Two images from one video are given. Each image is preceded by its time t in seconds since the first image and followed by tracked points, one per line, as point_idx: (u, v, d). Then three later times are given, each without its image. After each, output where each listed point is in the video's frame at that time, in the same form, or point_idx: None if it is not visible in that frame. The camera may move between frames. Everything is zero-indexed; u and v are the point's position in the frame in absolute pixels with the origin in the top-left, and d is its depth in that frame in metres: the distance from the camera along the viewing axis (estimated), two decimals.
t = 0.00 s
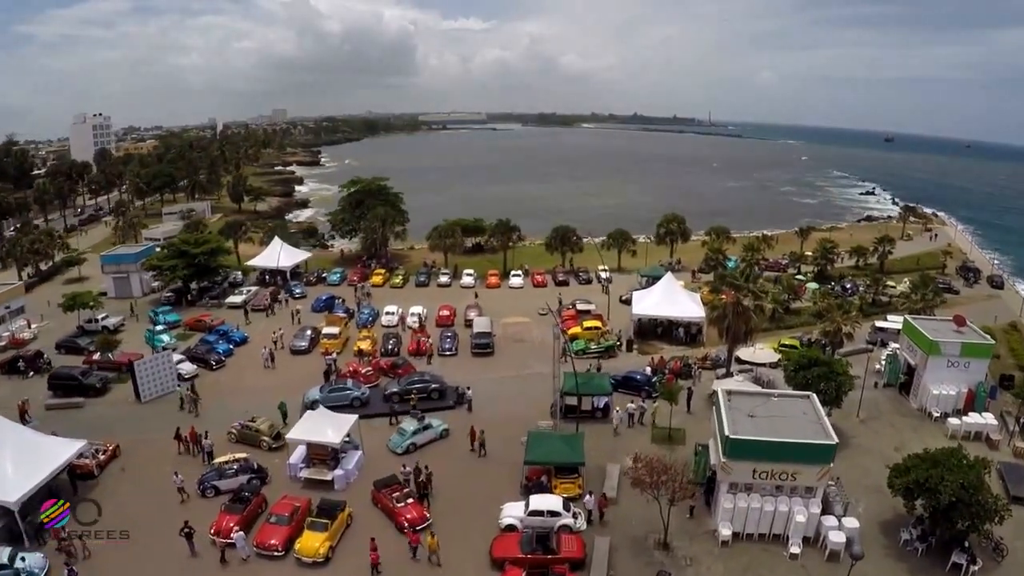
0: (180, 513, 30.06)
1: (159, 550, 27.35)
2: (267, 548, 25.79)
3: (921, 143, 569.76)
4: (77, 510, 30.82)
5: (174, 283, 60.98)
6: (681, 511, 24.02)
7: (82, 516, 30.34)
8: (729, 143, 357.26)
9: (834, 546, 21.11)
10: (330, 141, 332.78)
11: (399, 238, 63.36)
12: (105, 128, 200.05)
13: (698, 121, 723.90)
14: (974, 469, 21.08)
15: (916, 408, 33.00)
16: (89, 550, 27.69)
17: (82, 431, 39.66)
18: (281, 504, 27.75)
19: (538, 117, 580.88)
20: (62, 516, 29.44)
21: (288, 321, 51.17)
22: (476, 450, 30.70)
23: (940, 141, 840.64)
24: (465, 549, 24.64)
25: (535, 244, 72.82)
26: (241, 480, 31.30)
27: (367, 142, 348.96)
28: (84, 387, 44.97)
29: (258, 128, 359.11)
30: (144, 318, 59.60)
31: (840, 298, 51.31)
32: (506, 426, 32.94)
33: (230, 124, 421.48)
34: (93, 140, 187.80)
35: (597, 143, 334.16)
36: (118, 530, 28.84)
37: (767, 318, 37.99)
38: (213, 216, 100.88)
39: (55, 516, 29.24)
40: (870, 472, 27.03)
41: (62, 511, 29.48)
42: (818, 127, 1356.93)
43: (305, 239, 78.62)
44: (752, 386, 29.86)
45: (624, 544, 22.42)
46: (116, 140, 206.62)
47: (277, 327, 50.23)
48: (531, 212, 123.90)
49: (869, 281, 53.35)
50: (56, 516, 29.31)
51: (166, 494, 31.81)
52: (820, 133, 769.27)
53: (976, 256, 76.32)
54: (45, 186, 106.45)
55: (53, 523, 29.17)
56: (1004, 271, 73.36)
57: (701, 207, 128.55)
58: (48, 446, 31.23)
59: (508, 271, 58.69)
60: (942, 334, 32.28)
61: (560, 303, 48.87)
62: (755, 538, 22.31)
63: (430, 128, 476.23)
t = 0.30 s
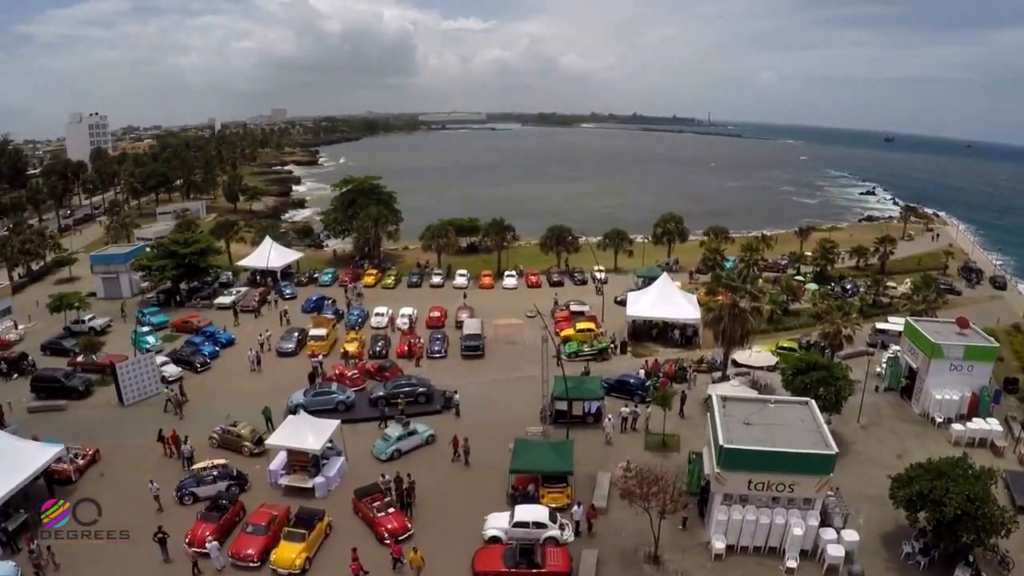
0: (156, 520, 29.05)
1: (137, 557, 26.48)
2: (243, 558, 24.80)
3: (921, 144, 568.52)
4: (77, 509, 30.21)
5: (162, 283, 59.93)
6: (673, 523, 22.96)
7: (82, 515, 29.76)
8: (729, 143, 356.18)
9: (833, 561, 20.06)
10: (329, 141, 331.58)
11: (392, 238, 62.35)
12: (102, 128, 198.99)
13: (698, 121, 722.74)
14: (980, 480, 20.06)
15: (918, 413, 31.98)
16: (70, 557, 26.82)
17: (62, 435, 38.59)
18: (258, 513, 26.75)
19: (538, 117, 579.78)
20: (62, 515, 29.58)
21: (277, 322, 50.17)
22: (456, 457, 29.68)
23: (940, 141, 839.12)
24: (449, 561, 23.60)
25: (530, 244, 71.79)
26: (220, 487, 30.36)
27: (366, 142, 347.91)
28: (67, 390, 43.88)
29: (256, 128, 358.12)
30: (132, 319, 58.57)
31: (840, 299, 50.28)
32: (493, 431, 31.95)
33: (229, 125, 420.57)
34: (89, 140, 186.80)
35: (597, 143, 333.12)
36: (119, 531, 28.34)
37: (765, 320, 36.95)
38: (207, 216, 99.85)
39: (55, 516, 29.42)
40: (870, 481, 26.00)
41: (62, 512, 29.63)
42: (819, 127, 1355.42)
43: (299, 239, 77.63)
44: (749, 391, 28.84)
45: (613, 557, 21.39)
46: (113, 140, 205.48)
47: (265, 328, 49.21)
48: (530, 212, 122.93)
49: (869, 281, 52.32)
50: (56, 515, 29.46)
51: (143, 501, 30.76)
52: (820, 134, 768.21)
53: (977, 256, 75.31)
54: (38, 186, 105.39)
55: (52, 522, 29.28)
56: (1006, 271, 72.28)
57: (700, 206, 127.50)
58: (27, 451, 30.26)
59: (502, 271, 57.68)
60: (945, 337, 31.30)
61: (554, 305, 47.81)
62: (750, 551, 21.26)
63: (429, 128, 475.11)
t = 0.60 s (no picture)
0: (129, 528, 28.16)
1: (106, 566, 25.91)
2: (217, 569, 23.68)
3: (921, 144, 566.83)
4: (77, 509, 29.96)
5: (149, 284, 58.89)
6: (664, 535, 21.91)
7: (82, 516, 29.49)
8: (728, 143, 355.08)
9: None
10: (328, 140, 330.47)
11: (384, 238, 61.35)
12: (99, 127, 197.64)
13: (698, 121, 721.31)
14: (985, 493, 19.03)
15: (920, 419, 30.97)
16: (68, 559, 26.59)
17: (41, 439, 37.57)
18: (233, 522, 25.66)
19: (537, 117, 578.70)
20: (61, 515, 29.70)
21: (264, 325, 49.14)
22: (437, 466, 28.49)
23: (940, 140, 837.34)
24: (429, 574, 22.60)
25: (525, 244, 70.76)
26: (196, 495, 29.44)
27: (366, 142, 346.86)
28: (49, 393, 42.81)
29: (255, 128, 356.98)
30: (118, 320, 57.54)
31: (839, 300, 49.21)
32: (479, 438, 30.86)
33: (229, 125, 419.36)
34: (86, 140, 185.50)
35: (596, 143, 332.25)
36: (122, 530, 28.13)
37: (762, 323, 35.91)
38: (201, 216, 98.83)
39: (55, 515, 29.61)
40: (870, 491, 24.98)
41: (61, 513, 29.78)
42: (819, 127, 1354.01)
43: (291, 240, 76.62)
44: (744, 397, 27.80)
45: (599, 571, 20.40)
46: (111, 140, 204.28)
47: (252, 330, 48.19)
48: (527, 212, 121.95)
49: (869, 283, 51.28)
50: (56, 515, 29.62)
51: (118, 509, 29.84)
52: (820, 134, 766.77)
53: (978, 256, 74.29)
54: (30, 186, 104.20)
55: (52, 521, 29.36)
56: (1008, 272, 71.22)
57: (699, 207, 126.47)
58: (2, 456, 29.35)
59: (495, 272, 56.68)
60: (947, 340, 30.28)
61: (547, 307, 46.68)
62: (744, 566, 20.20)
63: (429, 128, 473.99)
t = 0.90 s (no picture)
0: (101, 537, 27.14)
1: None
2: None
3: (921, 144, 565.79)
4: (77, 509, 29.31)
5: (136, 284, 57.82)
6: (652, 549, 20.88)
7: (81, 516, 28.84)
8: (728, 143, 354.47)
9: None
10: (327, 141, 329.60)
11: (375, 238, 60.37)
12: (97, 127, 196.08)
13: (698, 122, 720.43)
14: (990, 506, 17.99)
15: (921, 425, 29.97)
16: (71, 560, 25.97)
17: (19, 443, 36.48)
18: (205, 532, 24.58)
19: (537, 117, 577.71)
20: (61, 516, 29.05)
21: (250, 326, 48.12)
22: (414, 476, 27.35)
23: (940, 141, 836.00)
24: None
25: (520, 244, 69.77)
26: (171, 502, 28.49)
27: (365, 142, 345.94)
28: (30, 396, 41.67)
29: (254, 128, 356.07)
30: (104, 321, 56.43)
31: (838, 302, 48.25)
32: (461, 445, 29.80)
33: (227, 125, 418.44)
34: (82, 140, 184.67)
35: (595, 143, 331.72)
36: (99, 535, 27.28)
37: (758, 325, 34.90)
38: (195, 216, 97.82)
39: (55, 515, 28.98)
40: (869, 501, 23.94)
41: (60, 513, 29.13)
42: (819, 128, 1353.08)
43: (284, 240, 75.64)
44: (738, 403, 26.76)
45: None
46: (108, 141, 203.44)
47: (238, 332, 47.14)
48: (525, 213, 120.98)
49: (868, 283, 50.31)
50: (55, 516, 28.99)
51: (92, 517, 28.74)
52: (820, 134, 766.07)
53: (980, 257, 73.25)
54: (23, 186, 103.16)
55: (51, 521, 28.73)
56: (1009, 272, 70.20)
57: (698, 207, 125.47)
58: None
59: (488, 272, 55.70)
60: (949, 344, 29.30)
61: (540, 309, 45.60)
62: None
63: (428, 129, 473.05)
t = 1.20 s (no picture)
0: (71, 546, 26.11)
1: None
2: None
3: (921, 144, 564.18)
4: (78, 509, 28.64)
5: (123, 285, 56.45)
6: (640, 565, 19.83)
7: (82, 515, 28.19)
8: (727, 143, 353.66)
9: None
10: (325, 141, 328.56)
11: (366, 237, 59.38)
12: (93, 127, 194.65)
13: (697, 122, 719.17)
14: (997, 524, 16.95)
15: (922, 432, 28.94)
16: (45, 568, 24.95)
17: None
18: (176, 543, 23.52)
19: (537, 118, 576.58)
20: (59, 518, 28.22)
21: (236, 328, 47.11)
22: (392, 487, 26.04)
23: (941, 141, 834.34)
24: None
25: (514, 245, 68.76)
26: (144, 511, 27.50)
27: (364, 141, 345.02)
28: (10, 399, 40.56)
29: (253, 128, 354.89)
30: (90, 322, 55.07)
31: (837, 303, 47.24)
32: (443, 451, 28.65)
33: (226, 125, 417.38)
34: (79, 140, 183.54)
35: (593, 143, 330.47)
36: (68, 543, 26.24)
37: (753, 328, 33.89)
38: (188, 215, 96.82)
39: (55, 517, 28.23)
40: (868, 513, 22.91)
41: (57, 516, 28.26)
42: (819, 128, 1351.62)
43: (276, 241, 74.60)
44: (732, 410, 25.75)
45: None
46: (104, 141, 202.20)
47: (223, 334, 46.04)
48: (522, 213, 120.01)
49: (868, 285, 49.29)
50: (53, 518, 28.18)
51: (63, 526, 27.68)
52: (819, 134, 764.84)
53: (981, 257, 72.22)
54: (15, 185, 102.00)
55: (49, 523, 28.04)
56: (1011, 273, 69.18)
57: (696, 207, 124.46)
58: None
59: (480, 273, 54.68)
60: (952, 348, 28.31)
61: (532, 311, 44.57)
62: None
63: (428, 129, 471.86)
